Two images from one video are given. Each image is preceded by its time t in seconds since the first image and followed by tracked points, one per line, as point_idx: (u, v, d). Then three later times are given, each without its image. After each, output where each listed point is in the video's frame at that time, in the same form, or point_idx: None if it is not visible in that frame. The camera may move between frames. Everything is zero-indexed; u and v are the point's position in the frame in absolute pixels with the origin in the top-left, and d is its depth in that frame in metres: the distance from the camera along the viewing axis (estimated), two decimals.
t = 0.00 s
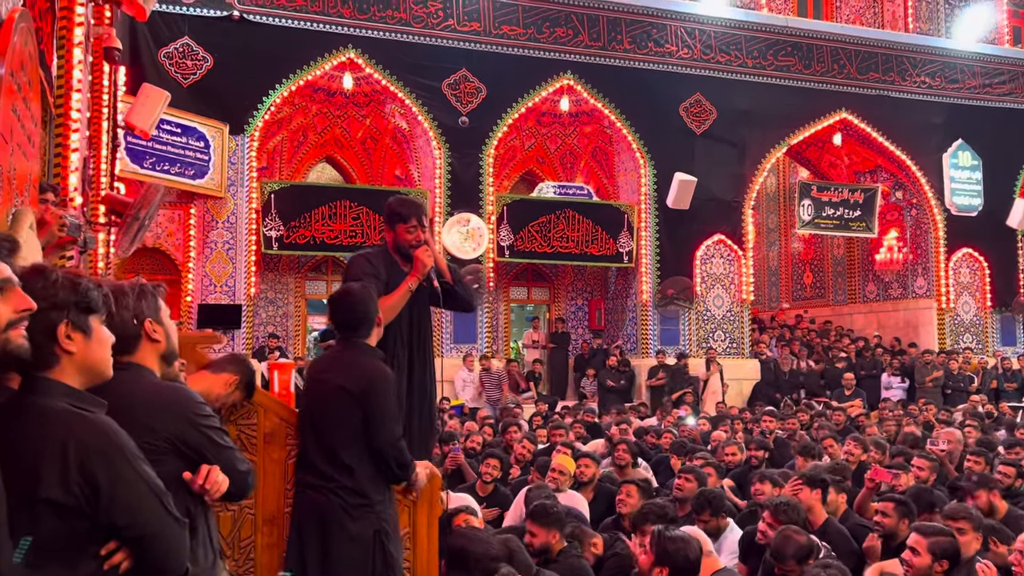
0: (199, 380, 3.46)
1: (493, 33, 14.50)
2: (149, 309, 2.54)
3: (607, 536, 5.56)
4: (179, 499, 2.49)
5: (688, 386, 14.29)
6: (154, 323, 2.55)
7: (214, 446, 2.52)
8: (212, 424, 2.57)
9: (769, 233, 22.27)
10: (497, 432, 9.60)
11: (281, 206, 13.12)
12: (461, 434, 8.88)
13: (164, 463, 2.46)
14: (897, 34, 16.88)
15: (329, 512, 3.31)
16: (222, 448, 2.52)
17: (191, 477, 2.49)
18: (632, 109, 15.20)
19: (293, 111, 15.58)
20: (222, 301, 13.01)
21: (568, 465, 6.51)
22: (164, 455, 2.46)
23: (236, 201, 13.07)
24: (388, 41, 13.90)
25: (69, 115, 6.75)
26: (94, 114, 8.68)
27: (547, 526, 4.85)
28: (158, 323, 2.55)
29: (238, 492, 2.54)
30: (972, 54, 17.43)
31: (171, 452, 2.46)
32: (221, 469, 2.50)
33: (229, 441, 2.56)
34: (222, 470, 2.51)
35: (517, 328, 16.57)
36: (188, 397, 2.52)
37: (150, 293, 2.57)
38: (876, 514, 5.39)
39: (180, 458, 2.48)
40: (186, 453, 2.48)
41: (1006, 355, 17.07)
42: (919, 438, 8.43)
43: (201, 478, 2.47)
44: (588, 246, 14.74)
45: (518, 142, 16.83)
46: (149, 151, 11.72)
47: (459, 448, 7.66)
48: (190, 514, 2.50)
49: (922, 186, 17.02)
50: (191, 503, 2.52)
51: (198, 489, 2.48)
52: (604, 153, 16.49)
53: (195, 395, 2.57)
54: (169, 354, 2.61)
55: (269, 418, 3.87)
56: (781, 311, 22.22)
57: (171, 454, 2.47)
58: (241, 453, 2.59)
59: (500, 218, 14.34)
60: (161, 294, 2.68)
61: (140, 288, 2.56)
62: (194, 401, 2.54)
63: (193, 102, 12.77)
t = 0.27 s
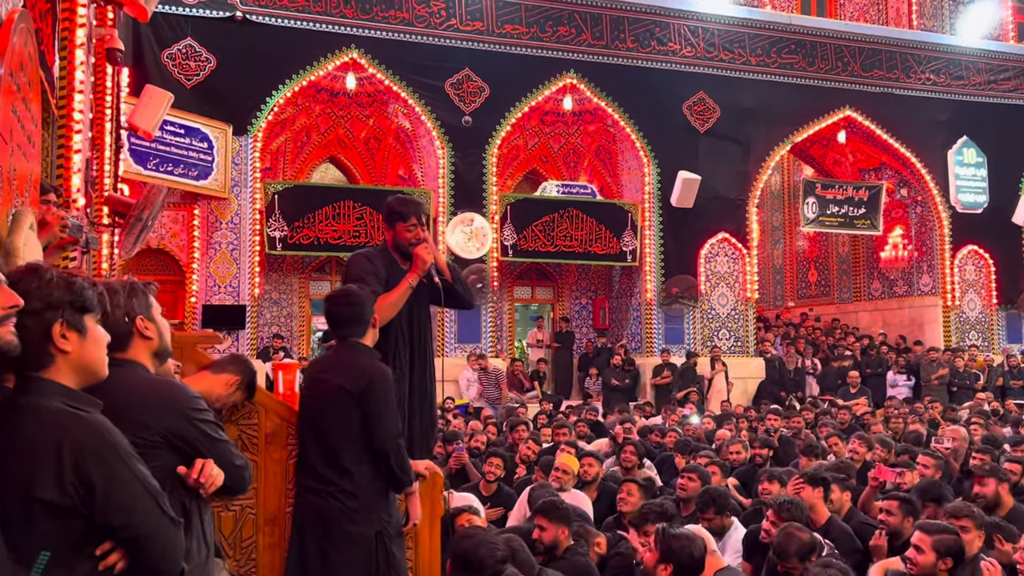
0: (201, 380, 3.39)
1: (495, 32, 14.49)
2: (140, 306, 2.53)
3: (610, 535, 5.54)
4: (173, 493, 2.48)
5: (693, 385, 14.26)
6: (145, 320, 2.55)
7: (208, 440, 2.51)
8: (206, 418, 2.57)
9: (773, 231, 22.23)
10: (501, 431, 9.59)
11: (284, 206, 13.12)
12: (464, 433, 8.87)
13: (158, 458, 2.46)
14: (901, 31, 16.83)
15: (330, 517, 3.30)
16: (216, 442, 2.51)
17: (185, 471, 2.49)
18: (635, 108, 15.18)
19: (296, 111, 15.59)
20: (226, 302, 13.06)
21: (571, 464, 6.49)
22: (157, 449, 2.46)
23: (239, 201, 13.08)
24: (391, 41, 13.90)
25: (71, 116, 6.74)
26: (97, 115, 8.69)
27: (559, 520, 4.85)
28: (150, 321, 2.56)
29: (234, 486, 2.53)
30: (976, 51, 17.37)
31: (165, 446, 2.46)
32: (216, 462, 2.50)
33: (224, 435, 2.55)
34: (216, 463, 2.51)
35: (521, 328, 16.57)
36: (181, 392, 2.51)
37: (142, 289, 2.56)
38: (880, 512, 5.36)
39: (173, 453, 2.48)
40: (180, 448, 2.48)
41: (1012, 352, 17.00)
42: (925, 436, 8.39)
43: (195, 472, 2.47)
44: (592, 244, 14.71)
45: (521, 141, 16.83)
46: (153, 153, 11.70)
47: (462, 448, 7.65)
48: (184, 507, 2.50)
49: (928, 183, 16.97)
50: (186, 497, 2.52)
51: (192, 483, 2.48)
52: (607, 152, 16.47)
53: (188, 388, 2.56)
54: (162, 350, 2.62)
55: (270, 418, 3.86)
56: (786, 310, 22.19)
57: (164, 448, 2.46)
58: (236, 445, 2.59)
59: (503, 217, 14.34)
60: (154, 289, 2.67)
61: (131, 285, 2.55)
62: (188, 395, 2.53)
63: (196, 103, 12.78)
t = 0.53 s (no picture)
0: (206, 380, 3.37)
1: (500, 31, 14.48)
2: (139, 304, 2.57)
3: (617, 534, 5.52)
4: (174, 491, 2.48)
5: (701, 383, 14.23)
6: (144, 319, 2.58)
7: (208, 436, 2.51)
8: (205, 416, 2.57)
9: (779, 228, 22.24)
10: (507, 430, 9.59)
11: (289, 206, 13.15)
12: (471, 432, 8.87)
13: (158, 454, 2.46)
14: (907, 27, 16.77)
15: (336, 517, 3.30)
16: (217, 439, 2.51)
17: (185, 468, 2.48)
18: (640, 105, 15.16)
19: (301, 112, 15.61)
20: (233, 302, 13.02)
21: (577, 462, 6.49)
22: (157, 445, 2.45)
23: (245, 201, 13.10)
24: (395, 40, 13.90)
25: (77, 117, 6.75)
26: (103, 116, 8.71)
27: (578, 514, 4.85)
28: (149, 318, 2.59)
29: (235, 483, 2.53)
30: (983, 46, 17.30)
31: (165, 443, 2.46)
32: (216, 459, 2.50)
33: (224, 431, 2.55)
34: (216, 459, 2.50)
35: (527, 326, 16.57)
36: (181, 389, 2.51)
37: (139, 288, 2.58)
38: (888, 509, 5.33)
39: (174, 449, 2.48)
40: (180, 445, 2.48)
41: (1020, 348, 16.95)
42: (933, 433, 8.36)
43: (194, 468, 2.46)
44: (597, 243, 14.70)
45: (526, 140, 16.82)
46: (158, 153, 11.76)
47: (468, 446, 7.65)
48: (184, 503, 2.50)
49: (934, 179, 16.91)
50: (186, 494, 2.51)
51: (191, 479, 2.47)
52: (612, 149, 16.45)
53: (187, 385, 2.56)
54: (161, 348, 2.64)
55: (275, 417, 3.86)
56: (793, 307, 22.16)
57: (165, 444, 2.46)
58: (236, 442, 2.59)
59: (508, 216, 14.32)
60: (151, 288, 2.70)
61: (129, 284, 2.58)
62: (189, 393, 2.54)
63: (202, 104, 12.81)
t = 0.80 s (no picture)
0: (211, 380, 3.35)
1: (504, 29, 14.47)
2: (141, 304, 2.57)
3: (623, 532, 5.50)
4: (177, 491, 2.48)
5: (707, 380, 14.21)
6: (146, 318, 2.59)
7: (210, 436, 2.52)
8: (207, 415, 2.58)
9: (785, 224, 22.21)
10: (513, 427, 9.59)
11: (295, 205, 13.17)
12: (477, 430, 8.88)
13: (161, 453, 2.46)
14: (913, 23, 16.71)
15: (343, 514, 3.30)
16: (218, 438, 2.52)
17: (186, 467, 2.48)
18: (645, 103, 15.14)
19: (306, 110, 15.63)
20: (239, 302, 13.03)
21: (583, 460, 6.48)
22: (159, 445, 2.46)
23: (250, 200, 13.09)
24: (399, 38, 13.90)
25: (82, 117, 6.76)
26: (109, 116, 8.72)
27: (589, 511, 4.80)
28: (151, 318, 2.59)
29: (237, 482, 2.54)
30: (989, 41, 17.24)
31: (168, 442, 2.46)
32: (217, 458, 2.50)
33: (226, 431, 2.56)
34: (217, 459, 2.51)
35: (533, 324, 16.58)
36: (184, 389, 2.52)
37: (141, 288, 2.59)
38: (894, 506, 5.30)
39: (176, 448, 2.48)
40: (182, 444, 2.48)
41: None
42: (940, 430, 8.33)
43: (196, 468, 2.46)
44: (603, 240, 14.68)
45: (531, 138, 16.82)
46: (164, 153, 11.77)
47: (474, 444, 7.65)
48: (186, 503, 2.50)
49: (941, 175, 16.86)
50: (187, 494, 2.51)
51: (193, 479, 2.47)
52: (617, 147, 16.44)
53: (189, 385, 2.57)
54: (163, 347, 2.65)
55: (281, 416, 3.87)
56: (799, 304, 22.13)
57: (167, 444, 2.46)
58: (237, 442, 2.60)
59: (513, 214, 14.33)
60: (152, 288, 2.71)
61: (131, 284, 2.59)
62: (191, 392, 2.54)
63: (207, 103, 12.83)
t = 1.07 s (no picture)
0: (215, 379, 3.35)
1: (508, 26, 14.46)
2: (142, 303, 2.57)
3: (628, 530, 5.49)
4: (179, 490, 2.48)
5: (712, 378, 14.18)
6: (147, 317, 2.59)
7: (210, 435, 2.52)
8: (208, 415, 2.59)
9: (789, 221, 22.19)
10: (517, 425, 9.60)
11: (299, 203, 13.16)
12: (481, 428, 8.88)
13: (162, 453, 2.46)
14: (917, 18, 16.66)
15: (347, 511, 3.29)
16: (219, 438, 2.53)
17: (188, 467, 2.49)
18: (649, 100, 15.12)
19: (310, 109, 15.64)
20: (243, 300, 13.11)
21: (587, 458, 6.48)
22: (159, 446, 2.46)
23: (254, 199, 13.09)
24: (402, 36, 13.89)
25: (86, 116, 6.76)
26: (112, 115, 8.73)
27: (595, 509, 4.77)
28: (153, 317, 2.60)
29: (238, 481, 2.54)
30: (995, 37, 17.18)
31: (169, 443, 2.47)
32: (218, 458, 2.51)
33: (227, 431, 2.57)
34: (219, 458, 2.52)
35: (537, 322, 16.59)
36: (185, 389, 2.52)
37: (142, 287, 2.60)
38: (899, 503, 5.28)
39: (177, 448, 2.49)
40: (183, 444, 2.48)
41: None
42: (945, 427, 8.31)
43: (197, 467, 2.47)
44: (607, 237, 14.67)
45: (535, 135, 16.82)
46: (168, 151, 11.80)
47: (478, 442, 7.66)
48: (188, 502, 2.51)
49: (946, 171, 16.81)
50: (189, 494, 2.52)
51: (194, 479, 2.48)
52: (621, 144, 16.43)
53: (190, 385, 2.57)
54: (164, 347, 2.66)
55: (284, 414, 3.87)
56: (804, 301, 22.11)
57: (167, 445, 2.47)
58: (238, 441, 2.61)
59: (517, 211, 14.31)
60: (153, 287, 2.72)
61: (132, 283, 2.59)
62: (192, 392, 2.55)
63: (211, 102, 12.85)
